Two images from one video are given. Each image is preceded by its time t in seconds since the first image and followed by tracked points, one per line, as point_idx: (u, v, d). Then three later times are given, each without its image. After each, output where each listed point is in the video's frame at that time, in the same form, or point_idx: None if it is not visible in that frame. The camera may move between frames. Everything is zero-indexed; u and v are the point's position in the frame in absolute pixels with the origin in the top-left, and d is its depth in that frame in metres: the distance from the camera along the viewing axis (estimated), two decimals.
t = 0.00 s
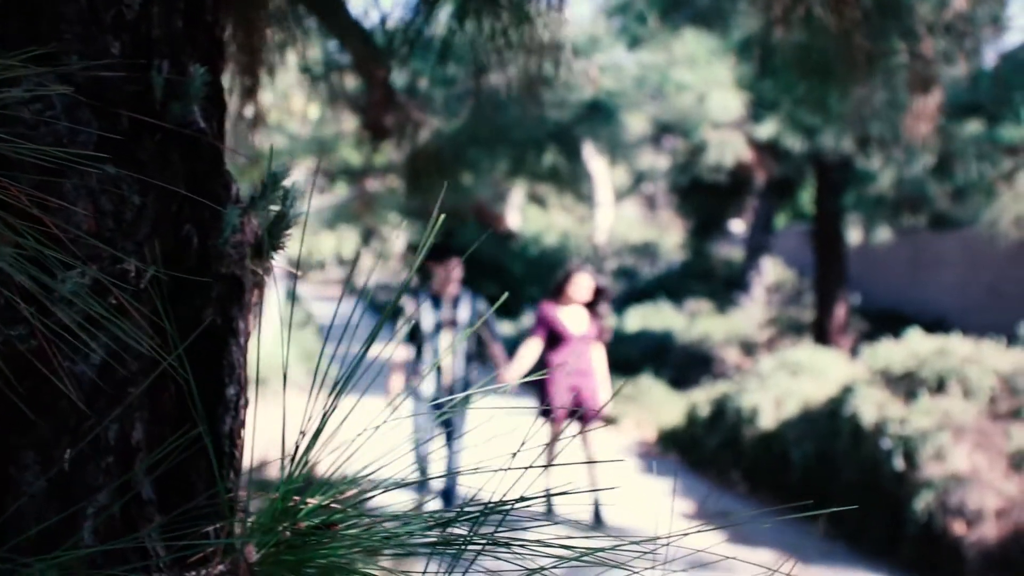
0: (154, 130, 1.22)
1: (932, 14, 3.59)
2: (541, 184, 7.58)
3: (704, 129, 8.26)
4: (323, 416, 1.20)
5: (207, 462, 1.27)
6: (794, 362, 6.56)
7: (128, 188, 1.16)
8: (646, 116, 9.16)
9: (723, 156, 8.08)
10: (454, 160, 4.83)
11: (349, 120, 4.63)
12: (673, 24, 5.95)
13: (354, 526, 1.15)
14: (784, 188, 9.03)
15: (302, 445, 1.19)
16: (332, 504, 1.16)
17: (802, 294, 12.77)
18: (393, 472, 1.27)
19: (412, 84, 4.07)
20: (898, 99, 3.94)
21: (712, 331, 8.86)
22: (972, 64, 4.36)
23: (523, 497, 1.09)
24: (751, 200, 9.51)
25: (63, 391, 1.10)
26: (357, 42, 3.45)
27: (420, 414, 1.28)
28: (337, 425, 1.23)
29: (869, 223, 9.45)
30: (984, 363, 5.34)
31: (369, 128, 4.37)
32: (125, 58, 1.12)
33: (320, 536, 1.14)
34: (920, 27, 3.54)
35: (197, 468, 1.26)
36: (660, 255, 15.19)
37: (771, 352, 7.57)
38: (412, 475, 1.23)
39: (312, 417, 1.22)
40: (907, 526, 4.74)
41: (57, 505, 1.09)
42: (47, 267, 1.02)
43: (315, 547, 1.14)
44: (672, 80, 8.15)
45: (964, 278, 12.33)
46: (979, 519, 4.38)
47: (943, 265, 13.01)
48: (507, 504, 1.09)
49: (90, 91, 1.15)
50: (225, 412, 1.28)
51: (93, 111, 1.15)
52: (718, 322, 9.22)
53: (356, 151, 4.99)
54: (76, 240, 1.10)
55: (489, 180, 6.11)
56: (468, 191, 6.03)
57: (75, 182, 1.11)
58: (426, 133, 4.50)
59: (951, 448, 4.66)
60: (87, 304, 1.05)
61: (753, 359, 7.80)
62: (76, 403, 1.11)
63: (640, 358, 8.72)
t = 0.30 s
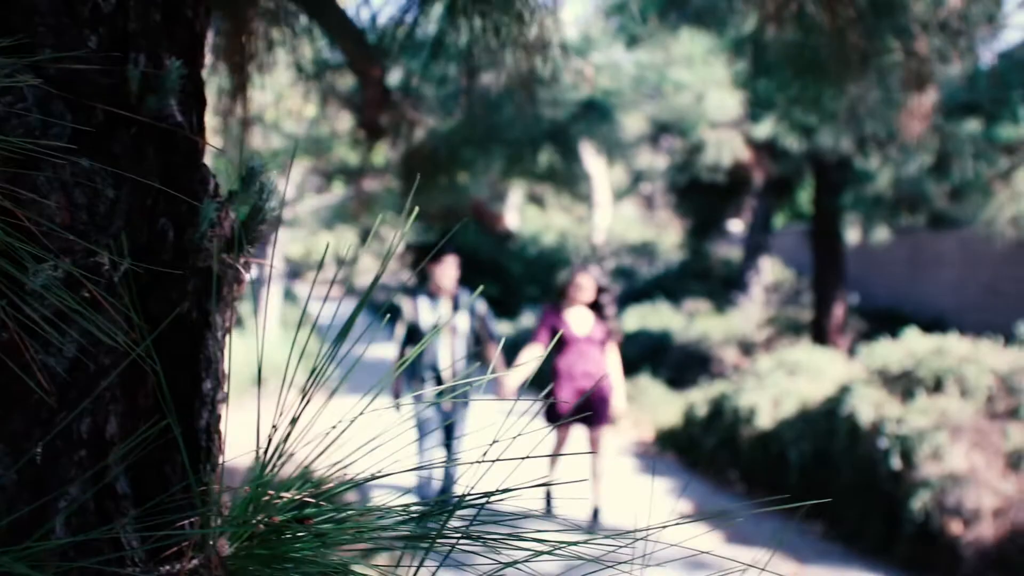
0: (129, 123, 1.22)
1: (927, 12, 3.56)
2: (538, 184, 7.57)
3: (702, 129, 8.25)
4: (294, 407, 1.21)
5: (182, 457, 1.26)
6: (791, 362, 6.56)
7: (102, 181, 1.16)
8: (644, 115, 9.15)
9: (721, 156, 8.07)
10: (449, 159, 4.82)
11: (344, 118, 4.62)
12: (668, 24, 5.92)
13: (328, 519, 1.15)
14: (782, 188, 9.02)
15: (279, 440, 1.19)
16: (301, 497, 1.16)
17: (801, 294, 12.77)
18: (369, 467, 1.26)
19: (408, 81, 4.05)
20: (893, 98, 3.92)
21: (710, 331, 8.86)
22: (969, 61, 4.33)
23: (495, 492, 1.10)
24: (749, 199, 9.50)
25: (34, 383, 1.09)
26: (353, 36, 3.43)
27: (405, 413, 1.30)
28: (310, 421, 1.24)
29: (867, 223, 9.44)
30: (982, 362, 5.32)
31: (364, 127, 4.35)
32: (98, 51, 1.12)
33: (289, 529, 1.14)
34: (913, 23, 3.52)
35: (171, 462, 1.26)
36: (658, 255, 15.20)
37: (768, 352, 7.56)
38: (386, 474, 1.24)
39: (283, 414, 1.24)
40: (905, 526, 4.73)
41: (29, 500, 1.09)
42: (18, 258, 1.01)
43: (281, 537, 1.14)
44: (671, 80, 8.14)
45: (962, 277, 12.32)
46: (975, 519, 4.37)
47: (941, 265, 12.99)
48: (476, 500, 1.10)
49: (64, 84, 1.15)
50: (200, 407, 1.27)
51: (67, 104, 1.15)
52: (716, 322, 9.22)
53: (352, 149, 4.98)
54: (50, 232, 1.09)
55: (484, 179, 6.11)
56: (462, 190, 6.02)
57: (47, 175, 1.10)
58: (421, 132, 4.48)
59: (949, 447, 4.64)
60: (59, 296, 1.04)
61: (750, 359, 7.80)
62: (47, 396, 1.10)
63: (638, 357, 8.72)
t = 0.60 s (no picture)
0: (103, 118, 1.22)
1: (920, 12, 3.56)
2: (534, 184, 7.59)
3: (696, 128, 8.26)
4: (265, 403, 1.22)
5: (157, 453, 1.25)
6: (785, 362, 6.57)
7: (74, 177, 1.16)
8: (640, 115, 9.16)
9: (716, 155, 8.08)
10: (442, 159, 4.82)
11: (338, 118, 4.62)
12: (661, 24, 5.92)
13: (300, 516, 1.15)
14: (778, 187, 9.04)
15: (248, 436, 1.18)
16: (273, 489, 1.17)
17: (797, 295, 12.80)
18: (341, 466, 1.25)
19: (400, 81, 4.05)
20: (886, 98, 3.92)
21: (705, 331, 8.88)
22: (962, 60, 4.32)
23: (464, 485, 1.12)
24: (744, 199, 9.51)
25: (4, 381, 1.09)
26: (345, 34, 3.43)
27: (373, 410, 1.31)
28: (282, 419, 1.24)
29: (861, 222, 9.46)
30: (976, 362, 5.32)
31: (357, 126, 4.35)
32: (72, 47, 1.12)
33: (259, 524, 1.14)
34: (905, 22, 3.51)
35: (144, 458, 1.25)
36: (654, 255, 15.29)
37: (763, 352, 7.57)
38: (358, 477, 1.27)
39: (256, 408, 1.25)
40: (899, 526, 4.72)
41: None
42: None
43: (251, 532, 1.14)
44: (666, 79, 8.15)
45: (957, 277, 12.34)
46: (969, 519, 4.37)
47: (936, 265, 13.00)
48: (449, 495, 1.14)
49: (36, 78, 1.15)
50: (175, 404, 1.26)
51: (39, 98, 1.15)
52: (711, 322, 9.25)
53: (346, 148, 4.98)
54: (21, 226, 1.09)
55: (478, 179, 6.12)
56: (456, 188, 6.02)
57: (18, 168, 1.10)
58: (414, 131, 4.49)
59: (943, 447, 4.63)
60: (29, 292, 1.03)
61: (744, 359, 7.83)
62: (18, 392, 1.10)
63: (634, 357, 8.74)
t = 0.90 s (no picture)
0: (80, 112, 1.22)
1: (912, 10, 3.55)
2: (531, 184, 7.59)
3: (692, 128, 8.27)
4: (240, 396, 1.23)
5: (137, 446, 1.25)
6: (780, 361, 6.57)
7: (50, 170, 1.16)
8: (637, 115, 9.17)
9: (711, 155, 8.08)
10: (435, 158, 4.82)
11: (331, 117, 4.62)
12: (655, 23, 5.91)
13: (276, 510, 1.16)
14: (774, 187, 9.04)
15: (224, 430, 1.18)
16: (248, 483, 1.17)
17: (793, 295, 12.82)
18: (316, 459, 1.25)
19: (393, 80, 4.04)
20: (878, 97, 3.91)
21: (702, 330, 8.89)
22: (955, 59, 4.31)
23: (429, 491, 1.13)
24: (741, 198, 9.52)
25: None
26: (335, 33, 3.42)
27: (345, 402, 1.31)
28: (258, 413, 1.25)
29: (857, 222, 9.45)
30: (970, 362, 5.31)
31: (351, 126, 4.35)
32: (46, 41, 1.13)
33: (235, 517, 1.14)
34: (898, 21, 3.50)
35: (121, 452, 1.25)
36: (651, 254, 15.54)
37: (758, 352, 7.58)
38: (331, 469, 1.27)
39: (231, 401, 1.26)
40: (893, 525, 4.72)
41: None
42: None
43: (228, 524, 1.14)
44: (662, 79, 8.15)
45: (954, 278, 12.34)
46: (963, 519, 4.37)
47: (932, 265, 13.01)
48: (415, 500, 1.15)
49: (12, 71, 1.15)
50: (153, 398, 1.26)
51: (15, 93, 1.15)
52: (707, 322, 9.26)
53: (339, 147, 4.98)
54: None
55: (473, 178, 6.12)
56: (450, 186, 6.03)
57: None
58: (407, 130, 4.48)
59: (937, 446, 4.62)
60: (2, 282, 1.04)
61: (740, 359, 7.85)
62: None
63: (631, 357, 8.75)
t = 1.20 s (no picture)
0: (57, 104, 1.22)
1: (903, 6, 3.54)
2: (525, 183, 7.59)
3: (687, 127, 8.27)
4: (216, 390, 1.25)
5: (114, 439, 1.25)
6: (774, 360, 6.57)
7: (25, 162, 1.16)
8: (631, 115, 9.17)
9: (706, 154, 8.09)
10: (428, 156, 4.81)
11: (325, 115, 4.62)
12: (648, 22, 5.91)
13: (251, 503, 1.17)
14: (768, 186, 9.04)
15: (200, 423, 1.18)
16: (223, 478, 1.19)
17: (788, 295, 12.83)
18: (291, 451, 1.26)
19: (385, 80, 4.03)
20: (870, 95, 3.90)
21: (697, 330, 8.90)
22: (947, 56, 4.30)
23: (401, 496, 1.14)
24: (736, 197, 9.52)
25: None
26: (326, 30, 3.41)
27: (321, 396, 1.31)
28: (232, 409, 1.27)
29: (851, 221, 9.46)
30: (964, 360, 5.29)
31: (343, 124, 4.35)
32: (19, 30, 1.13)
33: (208, 507, 1.15)
34: (889, 18, 3.50)
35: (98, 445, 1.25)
36: (645, 254, 15.46)
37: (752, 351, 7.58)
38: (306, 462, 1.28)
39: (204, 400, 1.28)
40: (887, 524, 4.72)
41: None
42: None
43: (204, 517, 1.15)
44: (657, 78, 8.16)
45: (949, 277, 12.34)
46: (957, 517, 4.36)
47: (927, 264, 13.00)
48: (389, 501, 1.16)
49: None
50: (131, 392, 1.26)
51: None
52: (702, 321, 9.27)
53: (332, 145, 4.98)
54: None
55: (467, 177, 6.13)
56: (443, 185, 6.02)
57: None
58: (400, 129, 4.47)
59: (931, 444, 4.61)
60: None
61: (735, 358, 7.85)
62: None
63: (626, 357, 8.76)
